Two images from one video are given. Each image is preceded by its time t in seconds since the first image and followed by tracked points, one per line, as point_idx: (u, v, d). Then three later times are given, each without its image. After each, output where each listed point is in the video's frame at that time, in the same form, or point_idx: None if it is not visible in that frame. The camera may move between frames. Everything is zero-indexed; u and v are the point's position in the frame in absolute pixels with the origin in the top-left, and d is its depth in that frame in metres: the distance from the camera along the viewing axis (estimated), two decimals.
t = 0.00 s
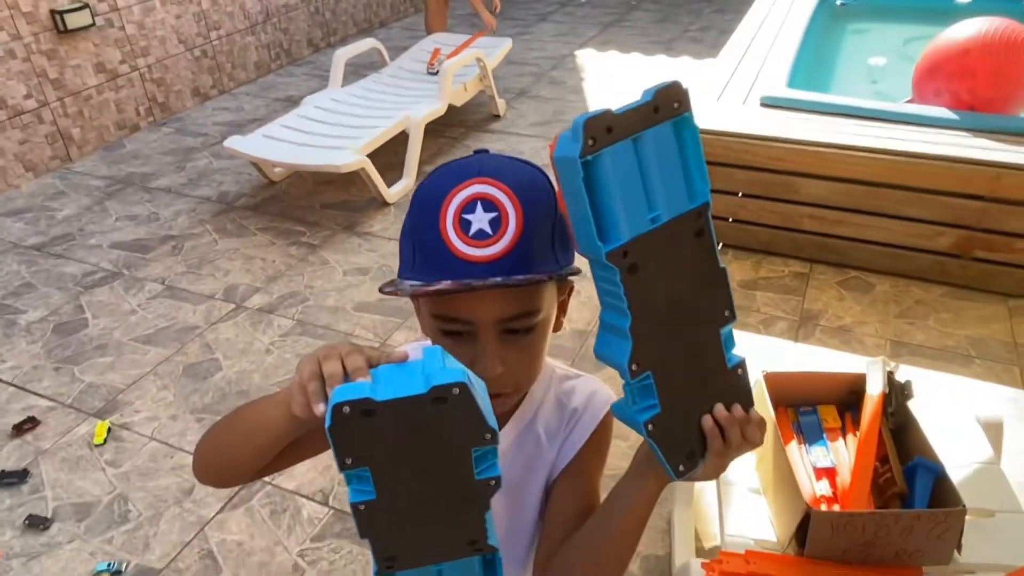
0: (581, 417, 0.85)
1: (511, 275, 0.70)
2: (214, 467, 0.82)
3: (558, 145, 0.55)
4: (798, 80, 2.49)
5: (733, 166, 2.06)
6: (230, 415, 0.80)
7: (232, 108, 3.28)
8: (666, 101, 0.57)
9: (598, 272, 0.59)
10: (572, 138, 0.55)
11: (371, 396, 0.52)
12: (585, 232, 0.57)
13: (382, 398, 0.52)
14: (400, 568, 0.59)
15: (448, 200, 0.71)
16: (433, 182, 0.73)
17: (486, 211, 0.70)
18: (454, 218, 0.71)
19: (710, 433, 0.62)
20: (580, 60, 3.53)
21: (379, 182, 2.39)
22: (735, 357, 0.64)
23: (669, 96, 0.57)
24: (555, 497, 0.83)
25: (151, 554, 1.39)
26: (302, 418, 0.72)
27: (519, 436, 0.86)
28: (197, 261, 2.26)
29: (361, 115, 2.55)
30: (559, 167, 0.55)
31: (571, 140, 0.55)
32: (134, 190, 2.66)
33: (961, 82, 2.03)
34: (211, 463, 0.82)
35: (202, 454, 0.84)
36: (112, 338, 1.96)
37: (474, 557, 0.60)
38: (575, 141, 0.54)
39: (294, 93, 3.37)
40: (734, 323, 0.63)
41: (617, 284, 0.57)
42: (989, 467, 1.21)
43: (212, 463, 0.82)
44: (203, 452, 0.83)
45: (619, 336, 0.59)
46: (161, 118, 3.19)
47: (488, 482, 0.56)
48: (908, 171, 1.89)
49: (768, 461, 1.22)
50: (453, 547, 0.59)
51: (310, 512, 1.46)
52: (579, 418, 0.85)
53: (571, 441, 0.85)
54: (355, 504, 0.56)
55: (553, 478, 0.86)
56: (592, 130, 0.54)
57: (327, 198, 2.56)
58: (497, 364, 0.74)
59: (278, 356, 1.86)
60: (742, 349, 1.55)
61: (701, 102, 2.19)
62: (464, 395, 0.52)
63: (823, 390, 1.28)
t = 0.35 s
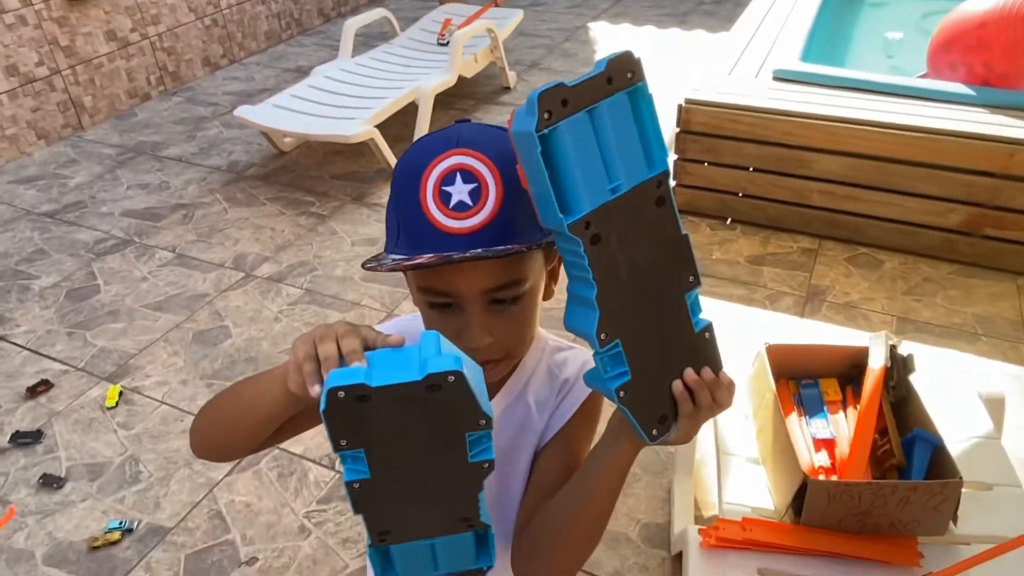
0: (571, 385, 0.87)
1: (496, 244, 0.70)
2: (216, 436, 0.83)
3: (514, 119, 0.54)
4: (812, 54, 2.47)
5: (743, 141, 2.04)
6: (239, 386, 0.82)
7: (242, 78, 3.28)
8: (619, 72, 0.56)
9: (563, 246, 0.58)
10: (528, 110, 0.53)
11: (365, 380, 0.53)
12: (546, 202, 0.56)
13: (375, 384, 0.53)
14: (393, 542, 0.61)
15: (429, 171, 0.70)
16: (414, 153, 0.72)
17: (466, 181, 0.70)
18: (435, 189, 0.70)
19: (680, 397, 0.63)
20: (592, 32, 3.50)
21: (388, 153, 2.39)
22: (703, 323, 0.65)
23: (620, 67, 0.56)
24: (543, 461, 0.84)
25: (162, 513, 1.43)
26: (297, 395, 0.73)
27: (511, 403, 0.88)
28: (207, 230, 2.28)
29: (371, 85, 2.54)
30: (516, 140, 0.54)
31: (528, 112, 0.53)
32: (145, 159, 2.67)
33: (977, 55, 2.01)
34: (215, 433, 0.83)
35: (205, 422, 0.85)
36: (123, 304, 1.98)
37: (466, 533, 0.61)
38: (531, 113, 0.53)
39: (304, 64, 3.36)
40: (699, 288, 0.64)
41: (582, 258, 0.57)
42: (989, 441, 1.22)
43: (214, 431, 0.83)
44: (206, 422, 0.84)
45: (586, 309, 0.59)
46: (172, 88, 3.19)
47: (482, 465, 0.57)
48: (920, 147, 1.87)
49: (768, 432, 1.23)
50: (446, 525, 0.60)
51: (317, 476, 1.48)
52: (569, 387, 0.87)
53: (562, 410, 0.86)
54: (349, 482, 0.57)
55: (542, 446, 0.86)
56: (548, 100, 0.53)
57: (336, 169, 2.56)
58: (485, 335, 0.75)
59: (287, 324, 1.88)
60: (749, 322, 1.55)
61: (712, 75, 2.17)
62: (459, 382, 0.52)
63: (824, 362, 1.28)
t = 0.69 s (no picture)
0: (579, 369, 0.79)
1: (517, 203, 0.66)
2: (224, 412, 0.77)
3: (581, 142, 0.47)
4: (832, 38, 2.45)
5: (761, 124, 2.03)
6: (252, 359, 0.76)
7: (258, 54, 3.28)
8: (700, 94, 0.49)
9: (611, 271, 0.53)
10: (601, 140, 0.46)
11: (395, 351, 0.49)
12: (607, 235, 0.49)
13: (406, 354, 0.49)
14: (410, 520, 0.58)
15: (444, 135, 0.66)
16: (426, 122, 0.69)
17: (484, 142, 0.65)
18: (452, 153, 0.66)
19: (704, 411, 0.59)
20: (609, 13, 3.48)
21: (403, 131, 2.39)
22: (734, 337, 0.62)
23: (701, 89, 0.49)
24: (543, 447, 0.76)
25: (177, 481, 1.45)
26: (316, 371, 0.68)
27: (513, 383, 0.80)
28: (223, 204, 2.29)
29: (387, 63, 2.54)
30: (583, 169, 0.47)
31: (602, 145, 0.46)
32: (161, 133, 2.68)
33: (999, 40, 1.99)
34: (223, 408, 0.77)
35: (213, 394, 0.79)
36: (140, 277, 2.00)
37: (482, 508, 0.58)
38: (608, 147, 0.45)
39: (320, 41, 3.36)
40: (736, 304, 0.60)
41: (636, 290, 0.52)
42: (1000, 427, 1.22)
43: (222, 405, 0.77)
44: (215, 396, 0.78)
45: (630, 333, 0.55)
46: (188, 63, 3.20)
47: (503, 438, 0.54)
48: (941, 134, 1.86)
49: (779, 414, 1.24)
50: (465, 501, 0.57)
51: (330, 448, 1.50)
52: (576, 371, 0.79)
53: (568, 395, 0.79)
54: (372, 457, 0.53)
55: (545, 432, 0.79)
56: (628, 134, 0.45)
57: (351, 146, 2.57)
58: (508, 299, 0.70)
59: (302, 299, 1.90)
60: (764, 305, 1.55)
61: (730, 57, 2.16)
62: (489, 353, 0.49)
63: (836, 345, 1.28)
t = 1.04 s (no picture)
0: (577, 360, 0.78)
1: (521, 189, 0.64)
2: (226, 391, 0.76)
3: (660, 127, 0.45)
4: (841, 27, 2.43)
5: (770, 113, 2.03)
6: (254, 337, 0.73)
7: (264, 39, 3.27)
8: (776, 90, 0.49)
9: (661, 260, 0.52)
10: (684, 127, 0.45)
11: (398, 319, 0.45)
12: (671, 226, 0.48)
13: (410, 324, 0.45)
14: (401, 502, 0.54)
15: (451, 118, 0.64)
16: (432, 103, 0.67)
17: (491, 126, 0.64)
18: (458, 136, 0.64)
19: (724, 405, 0.59)
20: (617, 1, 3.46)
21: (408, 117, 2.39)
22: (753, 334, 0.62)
23: (780, 85, 0.48)
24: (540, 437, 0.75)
25: (183, 462, 1.46)
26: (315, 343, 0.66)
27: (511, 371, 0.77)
28: (229, 188, 2.30)
29: (393, 49, 2.54)
30: (660, 155, 0.45)
31: (688, 131, 0.44)
32: (168, 117, 2.68)
33: (1009, 32, 1.98)
34: (224, 387, 0.75)
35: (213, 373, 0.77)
36: (146, 260, 2.01)
37: (476, 497, 0.55)
38: (694, 135, 0.44)
39: (327, 26, 3.36)
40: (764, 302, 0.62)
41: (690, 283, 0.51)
42: (1004, 418, 1.22)
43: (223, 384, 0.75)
44: (214, 374, 0.76)
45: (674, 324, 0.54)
46: (195, 47, 3.20)
47: (502, 422, 0.50)
48: (949, 125, 1.85)
49: (782, 402, 1.24)
50: (460, 487, 0.54)
51: (334, 432, 1.51)
52: (574, 362, 0.78)
53: (566, 385, 0.77)
54: (366, 432, 0.49)
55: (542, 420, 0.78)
56: (716, 123, 0.44)
57: (357, 132, 2.57)
58: (509, 286, 0.68)
59: (307, 284, 1.90)
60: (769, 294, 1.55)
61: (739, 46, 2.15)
62: (494, 327, 0.45)
63: (842, 335, 1.28)
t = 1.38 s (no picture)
0: (572, 341, 0.77)
1: (538, 176, 0.62)
2: (215, 396, 0.73)
3: (674, 83, 0.47)
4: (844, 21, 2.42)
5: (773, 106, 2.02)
6: (246, 342, 0.71)
7: (266, 28, 3.27)
8: (762, 45, 0.52)
9: (677, 215, 0.52)
10: (698, 80, 0.46)
11: (387, 351, 0.46)
12: (690, 178, 0.49)
13: (400, 355, 0.46)
14: (387, 502, 0.55)
15: (461, 108, 0.61)
16: (432, 94, 0.63)
17: (504, 112, 0.61)
18: (471, 125, 0.61)
19: (731, 350, 0.62)
20: None
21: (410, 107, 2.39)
22: (741, 280, 0.66)
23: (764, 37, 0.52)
24: (545, 422, 0.75)
25: (183, 449, 1.47)
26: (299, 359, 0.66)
27: (510, 359, 0.76)
28: (229, 177, 2.30)
29: (395, 38, 2.53)
30: (682, 108, 0.46)
31: (704, 83, 0.46)
32: (169, 106, 2.68)
33: (1012, 28, 1.97)
34: (216, 392, 0.73)
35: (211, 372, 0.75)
36: (146, 248, 2.01)
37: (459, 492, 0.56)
38: (711, 86, 0.46)
39: (329, 16, 3.35)
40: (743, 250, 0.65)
41: (708, 233, 0.52)
42: (1001, 412, 1.23)
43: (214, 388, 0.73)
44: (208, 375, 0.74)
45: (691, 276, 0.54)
46: (196, 36, 3.19)
47: (488, 432, 0.51)
48: (950, 119, 1.85)
49: (780, 392, 1.24)
50: (444, 485, 0.55)
51: (333, 420, 1.52)
52: (570, 343, 0.77)
53: (564, 365, 0.76)
54: (354, 448, 0.50)
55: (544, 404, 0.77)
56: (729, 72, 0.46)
57: (358, 122, 2.57)
58: (533, 272, 0.65)
59: (306, 273, 1.91)
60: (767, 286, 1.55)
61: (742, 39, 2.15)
62: (483, 355, 0.47)
63: (841, 328, 1.29)
